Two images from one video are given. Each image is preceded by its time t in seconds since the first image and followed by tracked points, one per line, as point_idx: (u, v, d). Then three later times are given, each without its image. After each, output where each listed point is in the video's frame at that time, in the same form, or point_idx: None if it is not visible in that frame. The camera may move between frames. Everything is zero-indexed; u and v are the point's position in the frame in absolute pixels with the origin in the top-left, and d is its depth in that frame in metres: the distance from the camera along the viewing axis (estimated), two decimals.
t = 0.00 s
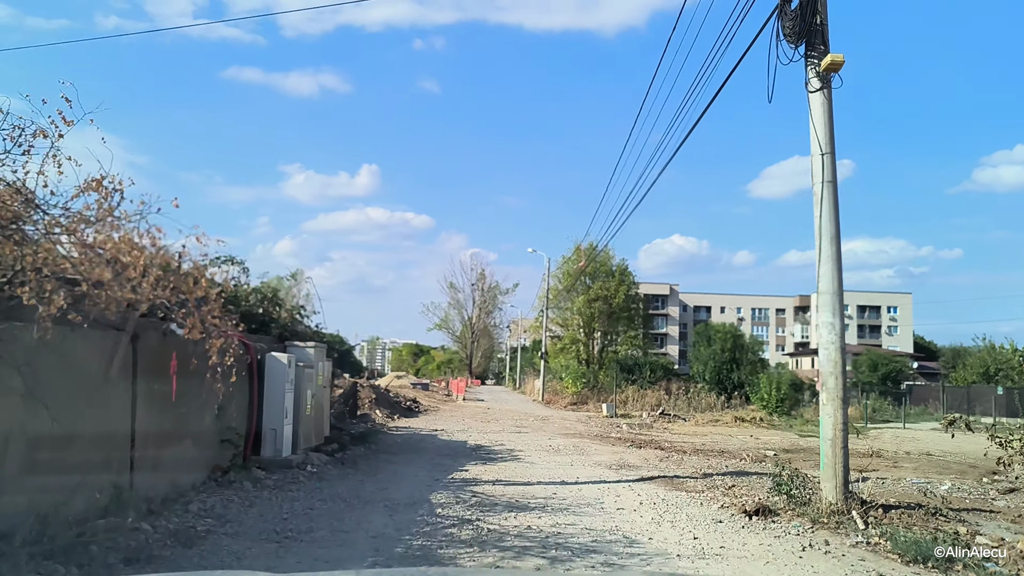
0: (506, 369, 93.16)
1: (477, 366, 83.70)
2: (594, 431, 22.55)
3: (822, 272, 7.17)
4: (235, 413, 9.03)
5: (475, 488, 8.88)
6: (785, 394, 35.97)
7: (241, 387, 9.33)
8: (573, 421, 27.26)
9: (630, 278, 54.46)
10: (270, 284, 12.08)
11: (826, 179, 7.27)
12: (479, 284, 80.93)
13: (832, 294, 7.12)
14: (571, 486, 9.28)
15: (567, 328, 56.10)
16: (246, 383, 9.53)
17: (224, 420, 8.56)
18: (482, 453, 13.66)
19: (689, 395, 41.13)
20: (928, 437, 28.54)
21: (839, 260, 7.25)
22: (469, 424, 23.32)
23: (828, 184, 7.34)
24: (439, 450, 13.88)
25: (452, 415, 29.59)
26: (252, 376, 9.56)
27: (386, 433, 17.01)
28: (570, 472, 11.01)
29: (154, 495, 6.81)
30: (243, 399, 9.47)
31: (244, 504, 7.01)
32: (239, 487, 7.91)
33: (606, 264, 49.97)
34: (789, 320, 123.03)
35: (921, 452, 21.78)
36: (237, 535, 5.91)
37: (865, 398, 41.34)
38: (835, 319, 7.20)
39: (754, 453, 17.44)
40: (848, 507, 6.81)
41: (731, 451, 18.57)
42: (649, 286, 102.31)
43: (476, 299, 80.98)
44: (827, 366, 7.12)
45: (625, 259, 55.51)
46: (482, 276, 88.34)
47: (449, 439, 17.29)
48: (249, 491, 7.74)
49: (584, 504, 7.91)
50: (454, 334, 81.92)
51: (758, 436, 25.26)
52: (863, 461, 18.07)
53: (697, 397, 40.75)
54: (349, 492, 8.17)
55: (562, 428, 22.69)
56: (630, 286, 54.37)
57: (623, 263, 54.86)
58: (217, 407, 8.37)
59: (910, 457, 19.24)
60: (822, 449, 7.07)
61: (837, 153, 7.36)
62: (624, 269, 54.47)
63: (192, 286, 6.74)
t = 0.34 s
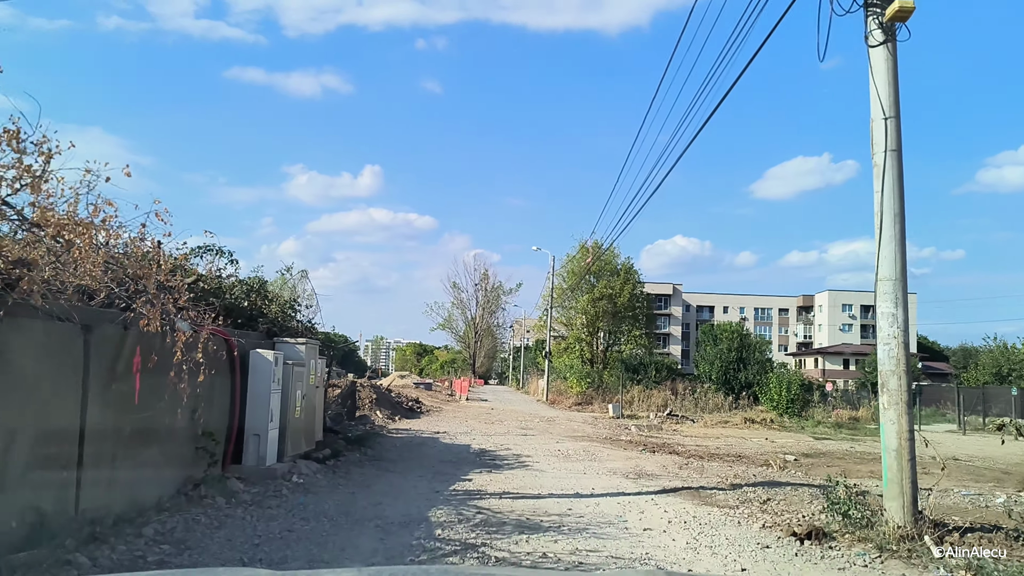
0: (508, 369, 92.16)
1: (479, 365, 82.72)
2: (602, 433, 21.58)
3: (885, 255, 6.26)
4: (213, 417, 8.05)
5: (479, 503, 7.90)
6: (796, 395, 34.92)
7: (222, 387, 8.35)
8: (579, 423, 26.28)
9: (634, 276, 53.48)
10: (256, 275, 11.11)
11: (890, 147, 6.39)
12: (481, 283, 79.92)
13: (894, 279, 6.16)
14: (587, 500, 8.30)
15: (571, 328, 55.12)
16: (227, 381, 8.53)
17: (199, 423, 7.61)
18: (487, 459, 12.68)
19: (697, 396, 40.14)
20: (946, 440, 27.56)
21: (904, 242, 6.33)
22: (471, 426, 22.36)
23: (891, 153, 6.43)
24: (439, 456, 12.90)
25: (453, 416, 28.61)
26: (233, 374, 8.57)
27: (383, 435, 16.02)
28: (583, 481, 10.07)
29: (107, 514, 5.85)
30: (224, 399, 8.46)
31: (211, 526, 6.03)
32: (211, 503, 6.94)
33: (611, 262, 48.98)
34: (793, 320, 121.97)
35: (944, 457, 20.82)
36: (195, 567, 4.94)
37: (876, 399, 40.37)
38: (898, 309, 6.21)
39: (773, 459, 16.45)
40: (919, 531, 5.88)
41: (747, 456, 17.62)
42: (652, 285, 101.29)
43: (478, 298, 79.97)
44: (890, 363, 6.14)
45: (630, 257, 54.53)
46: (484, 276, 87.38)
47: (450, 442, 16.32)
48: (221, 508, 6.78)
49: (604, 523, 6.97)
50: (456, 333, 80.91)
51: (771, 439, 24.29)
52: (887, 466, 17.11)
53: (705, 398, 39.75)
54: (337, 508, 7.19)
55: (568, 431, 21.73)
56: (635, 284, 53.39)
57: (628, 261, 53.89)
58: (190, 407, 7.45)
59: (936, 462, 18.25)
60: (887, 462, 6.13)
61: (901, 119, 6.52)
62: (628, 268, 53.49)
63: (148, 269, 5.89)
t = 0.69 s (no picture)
0: (512, 370, 91.17)
1: (482, 366, 81.76)
2: (612, 437, 20.56)
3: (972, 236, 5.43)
4: (177, 422, 7.03)
5: (484, 523, 6.88)
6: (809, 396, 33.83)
7: (190, 389, 7.33)
8: (586, 426, 25.26)
9: (641, 275, 52.44)
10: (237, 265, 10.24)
11: (977, 106, 5.52)
12: (484, 283, 78.95)
13: (985, 265, 5.35)
14: (608, 519, 7.28)
15: (576, 328, 54.11)
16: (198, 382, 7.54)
17: (161, 430, 6.62)
18: (492, 467, 11.66)
19: (706, 398, 39.11)
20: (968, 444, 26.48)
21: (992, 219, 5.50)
22: (475, 430, 21.32)
23: (978, 112, 5.52)
24: (440, 464, 11.88)
25: (457, 418, 27.62)
26: (205, 375, 7.58)
27: (381, 441, 14.99)
28: (599, 494, 9.07)
29: (28, 544, 4.85)
30: (195, 404, 7.47)
31: (160, 559, 5.02)
32: (170, 525, 5.93)
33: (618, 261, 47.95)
34: (800, 321, 120.74)
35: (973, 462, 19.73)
36: None
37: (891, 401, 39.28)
38: (988, 298, 5.38)
39: (797, 467, 15.42)
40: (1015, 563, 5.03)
41: (768, 463, 16.58)
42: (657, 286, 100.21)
43: (481, 299, 79.01)
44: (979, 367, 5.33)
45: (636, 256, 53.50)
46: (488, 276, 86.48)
47: (452, 448, 15.30)
48: (181, 532, 5.79)
49: (631, 549, 5.97)
50: (459, 334, 79.98)
51: (789, 443, 23.26)
52: (918, 474, 16.04)
53: (714, 400, 38.71)
54: (318, 532, 6.16)
55: (575, 435, 20.70)
56: (642, 283, 52.38)
57: (635, 260, 52.88)
58: (150, 412, 6.48)
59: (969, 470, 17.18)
60: (975, 483, 5.31)
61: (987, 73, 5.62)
62: (635, 267, 52.44)
63: (82, 249, 4.84)
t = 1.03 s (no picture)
0: (514, 370, 90.18)
1: (483, 366, 80.78)
2: (619, 440, 19.53)
3: None
4: (123, 430, 6.01)
5: (484, 550, 5.87)
6: (821, 397, 32.75)
7: (140, 390, 6.31)
8: (591, 429, 24.29)
9: (645, 274, 51.37)
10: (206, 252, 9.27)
11: None
12: (485, 282, 77.93)
13: None
14: (627, 542, 6.28)
15: (578, 327, 53.08)
16: (155, 384, 6.55)
17: (103, 438, 5.60)
18: (493, 476, 10.66)
19: (713, 399, 38.12)
20: (988, 447, 25.46)
21: None
22: (474, 433, 20.31)
23: None
24: (435, 472, 10.85)
25: (456, 420, 26.66)
26: (164, 375, 6.59)
27: (373, 446, 14.00)
28: (613, 509, 8.07)
29: None
30: (151, 408, 6.49)
31: None
32: (106, 556, 4.94)
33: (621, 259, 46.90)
34: (803, 320, 119.72)
35: (1001, 467, 18.70)
36: None
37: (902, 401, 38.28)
38: None
39: (820, 474, 14.42)
40: None
41: (787, 468, 15.54)
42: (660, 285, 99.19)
43: (482, 299, 78.01)
44: None
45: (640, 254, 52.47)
46: (489, 276, 85.58)
47: (450, 453, 14.27)
48: (116, 567, 4.79)
49: None
50: (459, 334, 78.96)
51: (804, 447, 22.24)
52: (948, 480, 15.01)
53: (721, 401, 37.72)
54: (284, 563, 5.17)
55: (580, 438, 19.70)
56: (646, 282, 51.39)
57: (638, 258, 51.89)
58: (88, 417, 5.45)
59: (999, 476, 16.18)
60: None
61: None
62: (638, 265, 51.38)
63: None
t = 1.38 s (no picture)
0: (514, 370, 89.32)
1: (483, 366, 79.89)
2: (626, 443, 18.60)
3: None
4: (58, 436, 5.06)
5: None
6: (832, 397, 31.75)
7: (83, 390, 5.36)
8: (595, 431, 23.38)
9: (648, 272, 50.43)
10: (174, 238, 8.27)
11: None
12: (485, 282, 77.01)
13: None
14: (650, 569, 5.37)
15: (580, 327, 52.16)
16: (100, 382, 5.60)
17: (28, 449, 4.66)
18: (493, 486, 9.72)
19: (719, 399, 37.24)
20: (1005, 450, 24.54)
21: None
22: (474, 435, 19.39)
23: None
24: (430, 481, 9.93)
25: (456, 422, 25.74)
26: (111, 372, 5.65)
27: (364, 451, 13.08)
28: (627, 525, 7.13)
29: None
30: (96, 411, 5.54)
31: None
32: None
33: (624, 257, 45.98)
34: (805, 320, 118.83)
35: None
36: None
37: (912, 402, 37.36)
38: None
39: (843, 482, 13.49)
40: None
41: (806, 474, 14.62)
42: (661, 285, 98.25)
43: (482, 299, 77.08)
44: None
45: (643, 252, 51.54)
46: (490, 275, 84.67)
47: (447, 458, 13.34)
48: None
49: None
50: (460, 334, 78.05)
51: (817, 450, 21.33)
52: (977, 487, 14.09)
53: (727, 402, 36.82)
54: None
55: (585, 441, 18.76)
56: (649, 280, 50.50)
57: (641, 256, 50.99)
58: (9, 423, 4.49)
59: None
60: None
61: None
62: (641, 263, 50.45)
63: None
